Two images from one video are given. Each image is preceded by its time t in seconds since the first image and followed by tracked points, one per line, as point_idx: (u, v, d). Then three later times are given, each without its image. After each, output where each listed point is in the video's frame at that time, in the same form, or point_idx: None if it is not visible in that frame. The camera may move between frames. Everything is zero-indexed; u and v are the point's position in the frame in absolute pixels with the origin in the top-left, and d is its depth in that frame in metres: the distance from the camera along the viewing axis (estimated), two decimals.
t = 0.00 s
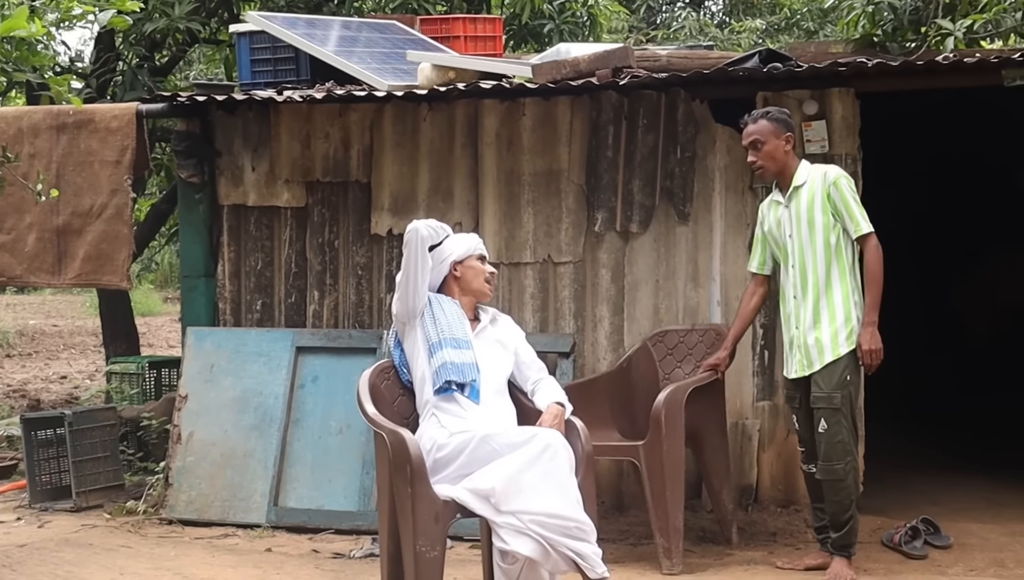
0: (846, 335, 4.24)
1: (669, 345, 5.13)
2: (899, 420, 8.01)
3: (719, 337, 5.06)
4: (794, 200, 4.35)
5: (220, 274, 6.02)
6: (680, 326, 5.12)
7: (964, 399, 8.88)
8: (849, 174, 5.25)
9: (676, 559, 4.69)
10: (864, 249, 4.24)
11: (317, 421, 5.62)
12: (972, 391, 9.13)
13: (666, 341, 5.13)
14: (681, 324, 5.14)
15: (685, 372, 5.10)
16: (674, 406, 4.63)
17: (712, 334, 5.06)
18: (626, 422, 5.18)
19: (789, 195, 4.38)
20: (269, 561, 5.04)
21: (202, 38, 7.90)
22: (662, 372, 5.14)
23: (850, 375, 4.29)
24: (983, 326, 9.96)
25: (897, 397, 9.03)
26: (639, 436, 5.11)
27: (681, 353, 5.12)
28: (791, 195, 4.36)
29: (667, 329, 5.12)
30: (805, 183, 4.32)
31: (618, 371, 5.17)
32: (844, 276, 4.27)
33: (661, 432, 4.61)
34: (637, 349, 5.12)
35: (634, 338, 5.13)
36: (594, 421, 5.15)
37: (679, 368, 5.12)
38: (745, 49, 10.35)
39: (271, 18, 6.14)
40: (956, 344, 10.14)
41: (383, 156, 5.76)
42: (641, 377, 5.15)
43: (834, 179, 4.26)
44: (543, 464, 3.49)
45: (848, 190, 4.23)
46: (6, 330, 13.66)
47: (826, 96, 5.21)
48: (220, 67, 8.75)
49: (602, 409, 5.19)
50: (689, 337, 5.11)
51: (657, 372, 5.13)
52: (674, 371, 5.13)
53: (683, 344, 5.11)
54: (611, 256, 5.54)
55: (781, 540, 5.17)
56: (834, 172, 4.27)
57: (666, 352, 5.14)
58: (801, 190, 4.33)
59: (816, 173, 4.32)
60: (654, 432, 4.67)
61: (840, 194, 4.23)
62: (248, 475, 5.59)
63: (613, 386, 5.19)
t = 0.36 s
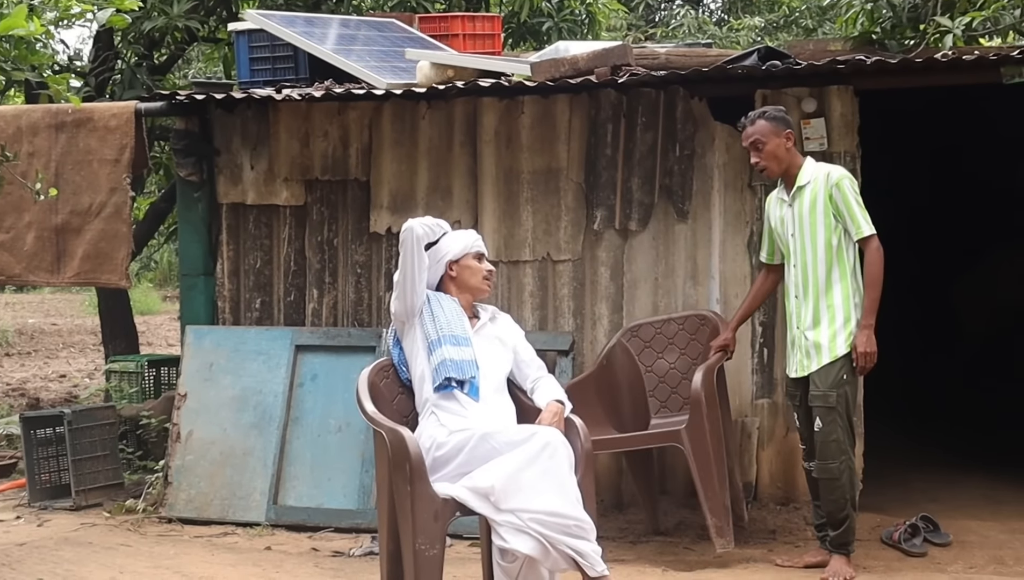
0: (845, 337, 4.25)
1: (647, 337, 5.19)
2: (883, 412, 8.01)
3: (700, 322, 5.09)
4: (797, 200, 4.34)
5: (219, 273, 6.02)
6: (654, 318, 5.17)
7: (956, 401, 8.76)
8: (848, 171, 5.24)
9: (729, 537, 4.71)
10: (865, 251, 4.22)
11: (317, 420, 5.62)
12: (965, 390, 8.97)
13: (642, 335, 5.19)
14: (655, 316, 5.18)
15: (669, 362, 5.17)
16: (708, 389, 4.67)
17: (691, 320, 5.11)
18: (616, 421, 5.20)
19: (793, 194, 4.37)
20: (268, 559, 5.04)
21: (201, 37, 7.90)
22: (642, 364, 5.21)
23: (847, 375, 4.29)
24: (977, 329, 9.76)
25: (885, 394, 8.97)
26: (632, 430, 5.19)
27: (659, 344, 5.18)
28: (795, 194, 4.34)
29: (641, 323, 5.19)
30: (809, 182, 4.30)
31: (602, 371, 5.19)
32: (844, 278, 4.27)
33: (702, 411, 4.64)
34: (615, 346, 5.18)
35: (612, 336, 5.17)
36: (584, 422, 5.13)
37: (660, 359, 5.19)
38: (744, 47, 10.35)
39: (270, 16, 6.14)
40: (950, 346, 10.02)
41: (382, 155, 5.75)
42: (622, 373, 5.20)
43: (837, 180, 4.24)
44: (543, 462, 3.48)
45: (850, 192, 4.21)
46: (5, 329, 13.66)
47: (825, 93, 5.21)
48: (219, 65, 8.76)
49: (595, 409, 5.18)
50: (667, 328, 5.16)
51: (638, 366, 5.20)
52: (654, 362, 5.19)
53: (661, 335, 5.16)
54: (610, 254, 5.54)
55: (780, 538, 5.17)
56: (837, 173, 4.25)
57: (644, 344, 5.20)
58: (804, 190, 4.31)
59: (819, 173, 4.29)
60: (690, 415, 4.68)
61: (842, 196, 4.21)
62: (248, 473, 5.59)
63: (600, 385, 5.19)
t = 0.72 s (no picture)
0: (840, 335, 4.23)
1: (663, 337, 5.23)
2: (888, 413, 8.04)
3: (718, 328, 5.11)
4: (795, 198, 4.35)
5: (219, 272, 6.02)
6: (674, 319, 5.20)
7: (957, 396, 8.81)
8: (848, 170, 5.24)
9: (735, 551, 4.68)
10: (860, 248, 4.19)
11: (317, 419, 5.62)
12: (965, 388, 9.10)
13: (659, 334, 5.23)
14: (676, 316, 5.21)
15: (684, 364, 5.21)
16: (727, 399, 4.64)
17: (711, 324, 5.13)
18: (626, 419, 5.17)
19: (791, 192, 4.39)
20: (269, 558, 5.04)
21: (201, 36, 7.91)
22: (657, 364, 5.24)
23: (841, 374, 4.27)
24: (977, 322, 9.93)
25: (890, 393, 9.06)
26: (641, 428, 5.18)
27: (676, 344, 5.21)
28: (793, 192, 4.36)
29: (658, 323, 5.22)
30: (806, 180, 4.31)
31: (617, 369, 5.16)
32: (840, 276, 4.26)
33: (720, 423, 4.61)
34: (632, 342, 5.20)
35: (629, 332, 5.19)
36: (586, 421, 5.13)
37: (675, 360, 5.22)
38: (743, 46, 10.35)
39: (270, 15, 6.14)
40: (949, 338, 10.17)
41: (382, 154, 5.75)
42: (637, 372, 5.21)
43: (831, 177, 4.24)
44: (543, 460, 3.46)
45: (845, 189, 4.19)
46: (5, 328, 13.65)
47: (825, 92, 5.21)
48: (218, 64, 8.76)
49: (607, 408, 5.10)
50: (686, 329, 5.18)
51: (652, 366, 5.22)
52: (669, 363, 5.23)
53: (678, 336, 5.19)
54: (610, 253, 5.54)
55: (782, 536, 5.22)
56: (832, 171, 4.25)
57: (660, 344, 5.23)
58: (801, 188, 4.32)
59: (816, 171, 4.30)
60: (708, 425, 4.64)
61: (836, 193, 4.21)
62: (248, 472, 5.59)
63: (614, 385, 5.14)
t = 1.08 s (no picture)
0: (840, 337, 4.24)
1: (672, 337, 5.23)
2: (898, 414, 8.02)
3: (726, 330, 5.12)
4: (798, 197, 4.35)
5: (220, 271, 6.02)
6: (682, 319, 5.21)
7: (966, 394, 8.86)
8: (849, 169, 5.23)
9: (736, 552, 4.68)
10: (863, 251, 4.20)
11: (319, 418, 5.62)
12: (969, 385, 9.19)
13: (668, 334, 5.23)
14: (685, 316, 5.22)
15: (691, 364, 5.21)
16: (734, 400, 4.65)
17: (720, 325, 5.13)
18: (633, 418, 5.18)
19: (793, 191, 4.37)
20: (271, 558, 5.03)
21: (203, 35, 7.91)
22: (664, 363, 5.25)
23: (843, 373, 4.28)
24: (980, 321, 10.05)
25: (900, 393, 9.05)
26: (646, 426, 5.19)
27: (685, 345, 5.22)
28: (796, 191, 4.35)
29: (667, 322, 5.23)
30: (809, 181, 4.30)
31: (625, 367, 5.16)
32: (842, 278, 4.26)
33: (725, 424, 4.61)
34: (641, 342, 5.21)
35: (638, 330, 5.20)
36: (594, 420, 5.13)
37: (684, 361, 5.22)
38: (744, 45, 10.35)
39: (271, 14, 6.14)
40: (952, 335, 10.24)
41: (384, 153, 5.76)
42: (646, 370, 5.22)
43: (836, 179, 4.23)
44: (541, 453, 3.46)
45: (850, 192, 4.19)
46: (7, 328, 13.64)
47: (826, 91, 5.21)
48: (220, 63, 8.76)
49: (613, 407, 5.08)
50: (694, 329, 5.19)
51: (661, 365, 5.23)
52: (677, 363, 5.23)
53: (687, 337, 5.20)
54: (612, 252, 5.54)
55: (783, 534, 5.19)
56: (837, 172, 4.24)
57: (669, 344, 5.24)
58: (805, 188, 4.31)
59: (820, 171, 4.29)
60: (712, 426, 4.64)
61: (841, 196, 4.20)
62: (250, 471, 5.59)
63: (622, 383, 5.12)
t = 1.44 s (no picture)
0: (841, 340, 4.25)
1: (674, 337, 5.24)
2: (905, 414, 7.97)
3: (727, 329, 5.12)
4: (805, 197, 4.33)
5: (222, 271, 6.03)
6: (683, 318, 5.22)
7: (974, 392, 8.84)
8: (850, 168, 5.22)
9: (738, 551, 4.69)
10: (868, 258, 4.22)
11: (321, 418, 5.62)
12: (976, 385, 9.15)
13: (669, 334, 5.24)
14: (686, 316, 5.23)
15: (693, 364, 5.23)
16: (736, 399, 4.66)
17: (722, 325, 5.13)
18: (635, 417, 5.13)
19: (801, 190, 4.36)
20: (273, 558, 5.03)
21: (204, 35, 7.93)
22: (666, 363, 5.26)
23: (843, 375, 4.28)
24: (983, 320, 10.04)
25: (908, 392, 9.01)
26: (648, 426, 5.12)
27: (686, 344, 5.23)
28: (803, 192, 4.33)
29: (668, 322, 5.23)
30: (818, 181, 4.29)
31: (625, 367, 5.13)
32: (844, 282, 4.27)
33: (725, 424, 4.60)
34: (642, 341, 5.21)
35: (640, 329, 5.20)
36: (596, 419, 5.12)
37: (685, 360, 5.24)
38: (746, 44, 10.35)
39: (273, 14, 6.15)
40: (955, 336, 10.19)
41: (386, 153, 5.76)
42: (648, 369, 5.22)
43: (846, 184, 4.22)
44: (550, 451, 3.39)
45: (859, 198, 4.19)
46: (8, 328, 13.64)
47: (827, 90, 5.19)
48: (222, 63, 8.77)
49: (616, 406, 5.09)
50: (696, 329, 5.20)
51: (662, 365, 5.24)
52: (679, 362, 5.24)
53: (689, 336, 5.21)
54: (613, 251, 5.54)
55: (785, 534, 5.24)
56: (848, 176, 4.23)
57: (670, 344, 5.24)
58: (813, 189, 4.30)
59: (830, 174, 4.28)
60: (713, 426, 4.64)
61: (850, 201, 4.20)
62: (252, 471, 5.60)
63: (622, 382, 5.10)
